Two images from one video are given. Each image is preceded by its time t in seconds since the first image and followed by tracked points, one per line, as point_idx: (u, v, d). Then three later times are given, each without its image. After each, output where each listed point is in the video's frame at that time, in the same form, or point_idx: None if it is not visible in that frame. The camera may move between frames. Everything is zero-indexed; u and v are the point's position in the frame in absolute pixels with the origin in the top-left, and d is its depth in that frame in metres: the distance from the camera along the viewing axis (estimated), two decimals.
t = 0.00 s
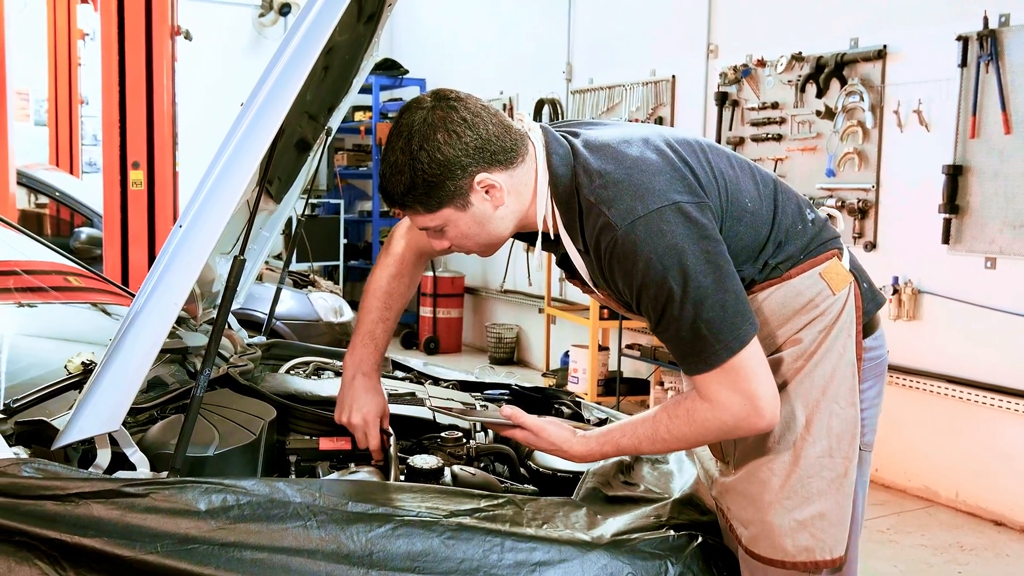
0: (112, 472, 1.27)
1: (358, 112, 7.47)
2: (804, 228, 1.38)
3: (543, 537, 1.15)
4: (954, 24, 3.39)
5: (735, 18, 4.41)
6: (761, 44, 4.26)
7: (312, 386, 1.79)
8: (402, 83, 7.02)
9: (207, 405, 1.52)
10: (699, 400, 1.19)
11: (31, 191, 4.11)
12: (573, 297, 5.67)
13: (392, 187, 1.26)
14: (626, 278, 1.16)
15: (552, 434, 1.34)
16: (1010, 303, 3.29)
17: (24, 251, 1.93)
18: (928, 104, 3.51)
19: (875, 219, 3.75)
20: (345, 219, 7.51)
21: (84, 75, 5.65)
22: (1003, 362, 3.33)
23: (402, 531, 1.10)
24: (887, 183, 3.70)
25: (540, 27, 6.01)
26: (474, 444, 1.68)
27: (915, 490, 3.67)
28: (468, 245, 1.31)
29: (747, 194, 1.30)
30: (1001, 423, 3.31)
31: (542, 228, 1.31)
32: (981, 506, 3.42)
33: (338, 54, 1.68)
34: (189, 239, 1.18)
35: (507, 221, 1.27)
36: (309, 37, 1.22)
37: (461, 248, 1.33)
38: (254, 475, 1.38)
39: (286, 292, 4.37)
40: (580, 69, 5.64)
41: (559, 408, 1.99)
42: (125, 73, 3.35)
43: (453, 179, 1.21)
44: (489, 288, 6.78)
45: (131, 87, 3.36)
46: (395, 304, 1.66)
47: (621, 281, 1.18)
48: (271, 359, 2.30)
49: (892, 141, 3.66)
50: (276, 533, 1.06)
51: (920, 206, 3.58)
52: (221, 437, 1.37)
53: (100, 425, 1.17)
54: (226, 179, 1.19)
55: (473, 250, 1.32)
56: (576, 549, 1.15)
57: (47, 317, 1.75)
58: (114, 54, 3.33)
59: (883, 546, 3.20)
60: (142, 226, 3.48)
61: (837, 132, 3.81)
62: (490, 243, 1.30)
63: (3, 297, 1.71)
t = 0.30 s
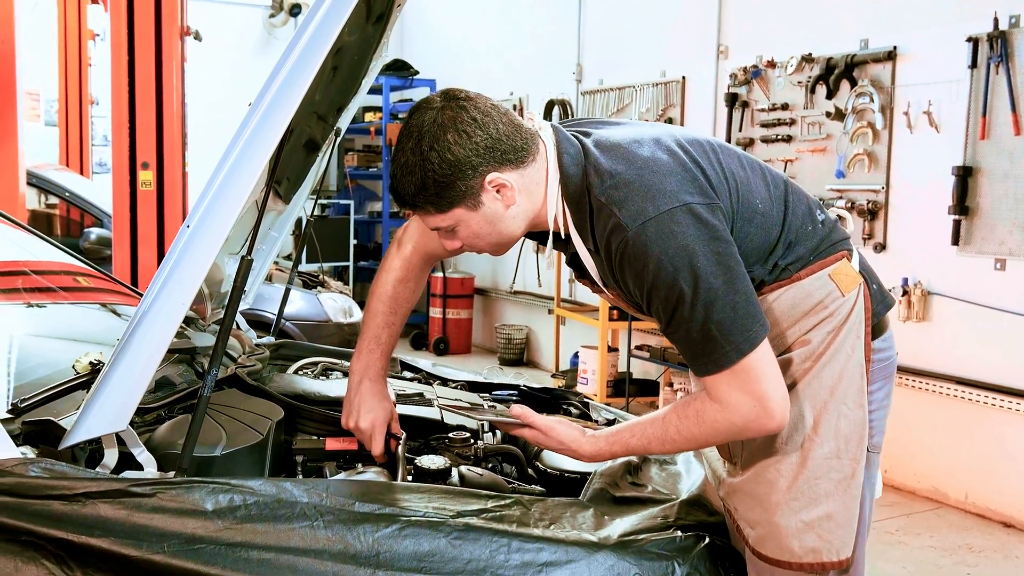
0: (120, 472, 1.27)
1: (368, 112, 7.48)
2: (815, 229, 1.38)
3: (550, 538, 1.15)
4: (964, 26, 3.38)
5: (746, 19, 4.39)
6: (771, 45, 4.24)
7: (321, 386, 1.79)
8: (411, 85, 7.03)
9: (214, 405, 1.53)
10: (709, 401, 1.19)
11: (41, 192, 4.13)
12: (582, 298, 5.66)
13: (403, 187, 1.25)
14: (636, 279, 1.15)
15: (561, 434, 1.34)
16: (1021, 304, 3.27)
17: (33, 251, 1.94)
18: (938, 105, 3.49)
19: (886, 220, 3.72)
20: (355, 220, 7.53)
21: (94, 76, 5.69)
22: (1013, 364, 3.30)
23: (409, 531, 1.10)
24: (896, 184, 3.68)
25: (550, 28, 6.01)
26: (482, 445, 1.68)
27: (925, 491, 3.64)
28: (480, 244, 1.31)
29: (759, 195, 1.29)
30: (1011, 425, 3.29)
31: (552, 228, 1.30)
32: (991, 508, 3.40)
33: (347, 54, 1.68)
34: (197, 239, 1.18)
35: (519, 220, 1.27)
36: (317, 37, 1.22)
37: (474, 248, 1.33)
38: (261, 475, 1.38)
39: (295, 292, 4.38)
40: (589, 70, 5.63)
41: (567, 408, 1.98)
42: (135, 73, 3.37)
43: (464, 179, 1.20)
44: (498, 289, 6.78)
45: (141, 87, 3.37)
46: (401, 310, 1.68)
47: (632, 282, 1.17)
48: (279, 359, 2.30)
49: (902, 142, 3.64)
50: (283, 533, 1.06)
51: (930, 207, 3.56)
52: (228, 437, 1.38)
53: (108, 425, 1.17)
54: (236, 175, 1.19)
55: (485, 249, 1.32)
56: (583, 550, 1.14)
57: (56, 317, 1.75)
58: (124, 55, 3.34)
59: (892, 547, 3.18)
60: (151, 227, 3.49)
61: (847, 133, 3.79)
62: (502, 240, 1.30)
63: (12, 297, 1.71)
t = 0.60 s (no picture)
0: (121, 472, 1.27)
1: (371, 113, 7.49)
2: (834, 230, 1.37)
3: (551, 538, 1.15)
4: (966, 27, 3.37)
5: (749, 20, 4.38)
6: (775, 46, 4.23)
7: (322, 387, 1.79)
8: (415, 85, 7.03)
9: (216, 405, 1.53)
10: (720, 396, 1.19)
11: (44, 192, 4.14)
12: (586, 298, 5.66)
13: (423, 176, 1.26)
14: (652, 270, 1.15)
15: (571, 426, 1.33)
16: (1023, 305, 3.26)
17: (36, 251, 1.94)
18: (941, 106, 3.48)
19: (888, 221, 3.71)
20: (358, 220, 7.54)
21: (97, 76, 5.70)
22: (1016, 365, 3.29)
23: (410, 531, 1.10)
24: (899, 185, 3.67)
25: (553, 28, 6.01)
26: (484, 445, 1.68)
27: (927, 491, 3.64)
28: (500, 234, 1.31)
29: (778, 193, 1.29)
30: (1014, 425, 3.28)
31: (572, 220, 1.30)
32: (993, 508, 3.39)
33: (349, 55, 1.69)
34: (198, 239, 1.18)
35: (539, 209, 1.27)
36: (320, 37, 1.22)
37: (494, 238, 1.33)
38: (263, 474, 1.38)
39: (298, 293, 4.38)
40: (593, 71, 5.63)
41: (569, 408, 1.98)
42: (138, 73, 3.37)
43: (484, 167, 1.21)
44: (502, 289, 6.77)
45: (144, 87, 3.37)
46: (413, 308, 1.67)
47: (647, 274, 1.17)
48: (281, 359, 2.30)
49: (905, 143, 3.63)
50: (284, 533, 1.06)
51: (934, 207, 3.55)
52: (230, 437, 1.38)
53: (107, 424, 1.17)
54: (239, 172, 1.19)
55: (505, 238, 1.32)
56: (585, 550, 1.14)
57: (59, 317, 1.75)
58: (127, 55, 3.34)
59: (894, 548, 3.18)
60: (154, 227, 3.50)
61: (850, 134, 3.79)
62: (522, 229, 1.30)
63: (14, 298, 1.71)
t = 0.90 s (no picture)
0: (119, 470, 1.27)
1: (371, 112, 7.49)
2: (849, 231, 1.37)
3: (549, 536, 1.15)
4: (964, 28, 3.37)
5: (749, 21, 4.38)
6: (774, 46, 4.23)
7: (321, 386, 1.79)
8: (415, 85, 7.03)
9: (214, 404, 1.52)
10: (709, 400, 1.18)
11: (43, 191, 4.13)
12: (585, 298, 5.66)
13: (441, 164, 1.24)
14: (660, 266, 1.15)
15: (556, 427, 1.33)
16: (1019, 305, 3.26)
17: (34, 251, 1.94)
18: (939, 107, 3.48)
19: (886, 222, 3.71)
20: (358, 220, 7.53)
21: (96, 75, 5.70)
22: (1014, 365, 3.29)
23: (409, 530, 1.10)
24: (898, 185, 3.67)
25: (553, 28, 6.01)
26: (482, 444, 1.68)
27: (924, 490, 3.64)
28: (519, 224, 1.29)
29: (793, 194, 1.29)
30: (1012, 425, 3.28)
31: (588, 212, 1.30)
32: (990, 507, 3.40)
33: (350, 54, 1.69)
34: (195, 240, 1.18)
35: (557, 199, 1.26)
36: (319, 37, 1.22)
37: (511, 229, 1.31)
38: (262, 474, 1.38)
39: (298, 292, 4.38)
40: (593, 71, 5.63)
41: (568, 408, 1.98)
42: (137, 72, 3.37)
43: (503, 155, 1.20)
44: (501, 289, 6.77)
45: (143, 86, 3.37)
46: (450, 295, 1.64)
47: (655, 270, 1.17)
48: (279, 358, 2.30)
49: (904, 144, 3.63)
50: (281, 531, 1.06)
51: (932, 208, 3.55)
52: (228, 436, 1.38)
53: (103, 424, 1.16)
54: (239, 168, 1.19)
55: (524, 228, 1.31)
56: (583, 549, 1.14)
57: (57, 317, 1.75)
58: (126, 53, 3.34)
59: (891, 546, 3.18)
60: (153, 225, 3.50)
61: (849, 135, 3.79)
62: (539, 220, 1.29)
63: (12, 297, 1.71)
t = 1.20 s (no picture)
0: (110, 470, 1.26)
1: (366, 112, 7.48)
2: (843, 233, 1.37)
3: (542, 536, 1.15)
4: (958, 31, 3.39)
5: (744, 22, 4.38)
6: (769, 48, 4.24)
7: (315, 385, 1.79)
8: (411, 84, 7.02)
9: (207, 403, 1.52)
10: (660, 395, 1.19)
11: (35, 189, 4.12)
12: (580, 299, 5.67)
13: (438, 147, 1.26)
14: (631, 254, 1.16)
15: (508, 410, 1.33)
16: (1010, 306, 3.28)
17: (26, 250, 1.94)
18: (931, 109, 3.49)
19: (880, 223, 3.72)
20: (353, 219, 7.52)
21: (90, 73, 5.67)
22: (1006, 365, 3.31)
23: (402, 529, 1.10)
24: (891, 187, 3.68)
25: (549, 29, 6.01)
26: (477, 444, 1.70)
27: (916, 490, 3.65)
28: (517, 211, 1.29)
29: (782, 195, 1.29)
30: (1004, 425, 3.30)
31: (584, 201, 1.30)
32: (981, 507, 3.41)
33: (344, 53, 1.69)
34: (189, 238, 1.18)
35: (554, 181, 1.26)
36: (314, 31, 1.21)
37: (510, 218, 1.31)
38: (255, 473, 1.38)
39: (293, 292, 4.37)
40: (588, 72, 5.63)
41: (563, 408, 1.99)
42: (131, 69, 3.36)
43: (500, 133, 1.21)
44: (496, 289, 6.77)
45: (137, 84, 3.36)
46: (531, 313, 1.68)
47: (626, 257, 1.18)
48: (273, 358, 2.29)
49: (897, 146, 3.64)
50: (274, 531, 1.06)
51: (924, 209, 3.56)
52: (221, 435, 1.37)
53: (96, 422, 1.16)
54: (232, 166, 1.19)
55: (522, 215, 1.30)
56: (576, 548, 1.14)
57: (49, 317, 1.75)
58: (119, 51, 3.32)
59: (883, 546, 3.19)
60: (146, 224, 3.49)
61: (843, 136, 3.79)
62: (539, 206, 1.28)
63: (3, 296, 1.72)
